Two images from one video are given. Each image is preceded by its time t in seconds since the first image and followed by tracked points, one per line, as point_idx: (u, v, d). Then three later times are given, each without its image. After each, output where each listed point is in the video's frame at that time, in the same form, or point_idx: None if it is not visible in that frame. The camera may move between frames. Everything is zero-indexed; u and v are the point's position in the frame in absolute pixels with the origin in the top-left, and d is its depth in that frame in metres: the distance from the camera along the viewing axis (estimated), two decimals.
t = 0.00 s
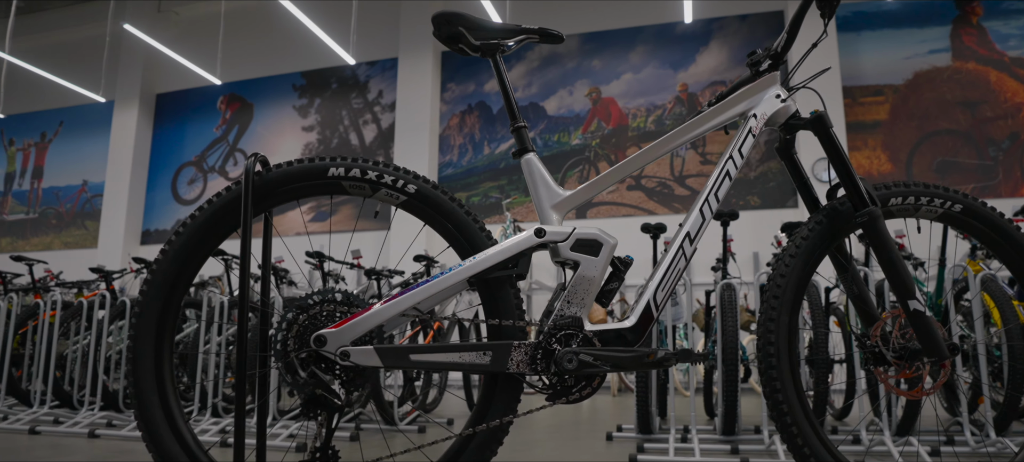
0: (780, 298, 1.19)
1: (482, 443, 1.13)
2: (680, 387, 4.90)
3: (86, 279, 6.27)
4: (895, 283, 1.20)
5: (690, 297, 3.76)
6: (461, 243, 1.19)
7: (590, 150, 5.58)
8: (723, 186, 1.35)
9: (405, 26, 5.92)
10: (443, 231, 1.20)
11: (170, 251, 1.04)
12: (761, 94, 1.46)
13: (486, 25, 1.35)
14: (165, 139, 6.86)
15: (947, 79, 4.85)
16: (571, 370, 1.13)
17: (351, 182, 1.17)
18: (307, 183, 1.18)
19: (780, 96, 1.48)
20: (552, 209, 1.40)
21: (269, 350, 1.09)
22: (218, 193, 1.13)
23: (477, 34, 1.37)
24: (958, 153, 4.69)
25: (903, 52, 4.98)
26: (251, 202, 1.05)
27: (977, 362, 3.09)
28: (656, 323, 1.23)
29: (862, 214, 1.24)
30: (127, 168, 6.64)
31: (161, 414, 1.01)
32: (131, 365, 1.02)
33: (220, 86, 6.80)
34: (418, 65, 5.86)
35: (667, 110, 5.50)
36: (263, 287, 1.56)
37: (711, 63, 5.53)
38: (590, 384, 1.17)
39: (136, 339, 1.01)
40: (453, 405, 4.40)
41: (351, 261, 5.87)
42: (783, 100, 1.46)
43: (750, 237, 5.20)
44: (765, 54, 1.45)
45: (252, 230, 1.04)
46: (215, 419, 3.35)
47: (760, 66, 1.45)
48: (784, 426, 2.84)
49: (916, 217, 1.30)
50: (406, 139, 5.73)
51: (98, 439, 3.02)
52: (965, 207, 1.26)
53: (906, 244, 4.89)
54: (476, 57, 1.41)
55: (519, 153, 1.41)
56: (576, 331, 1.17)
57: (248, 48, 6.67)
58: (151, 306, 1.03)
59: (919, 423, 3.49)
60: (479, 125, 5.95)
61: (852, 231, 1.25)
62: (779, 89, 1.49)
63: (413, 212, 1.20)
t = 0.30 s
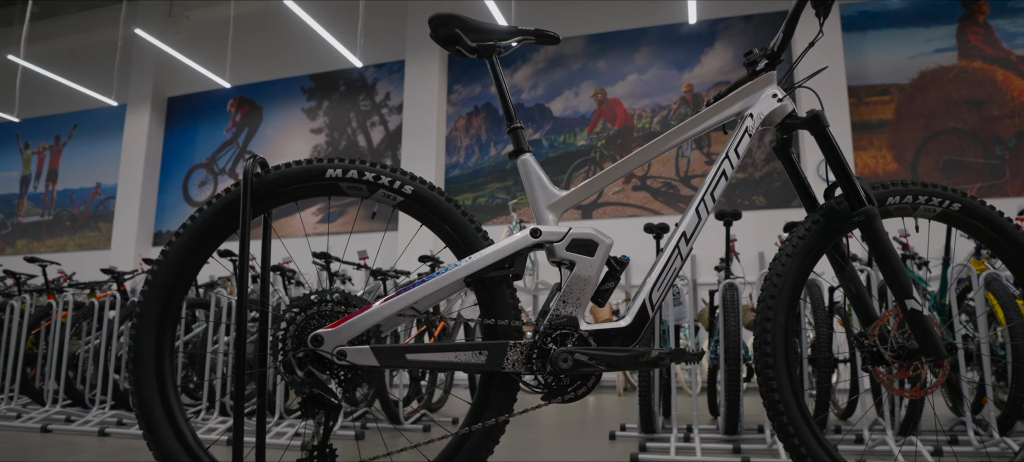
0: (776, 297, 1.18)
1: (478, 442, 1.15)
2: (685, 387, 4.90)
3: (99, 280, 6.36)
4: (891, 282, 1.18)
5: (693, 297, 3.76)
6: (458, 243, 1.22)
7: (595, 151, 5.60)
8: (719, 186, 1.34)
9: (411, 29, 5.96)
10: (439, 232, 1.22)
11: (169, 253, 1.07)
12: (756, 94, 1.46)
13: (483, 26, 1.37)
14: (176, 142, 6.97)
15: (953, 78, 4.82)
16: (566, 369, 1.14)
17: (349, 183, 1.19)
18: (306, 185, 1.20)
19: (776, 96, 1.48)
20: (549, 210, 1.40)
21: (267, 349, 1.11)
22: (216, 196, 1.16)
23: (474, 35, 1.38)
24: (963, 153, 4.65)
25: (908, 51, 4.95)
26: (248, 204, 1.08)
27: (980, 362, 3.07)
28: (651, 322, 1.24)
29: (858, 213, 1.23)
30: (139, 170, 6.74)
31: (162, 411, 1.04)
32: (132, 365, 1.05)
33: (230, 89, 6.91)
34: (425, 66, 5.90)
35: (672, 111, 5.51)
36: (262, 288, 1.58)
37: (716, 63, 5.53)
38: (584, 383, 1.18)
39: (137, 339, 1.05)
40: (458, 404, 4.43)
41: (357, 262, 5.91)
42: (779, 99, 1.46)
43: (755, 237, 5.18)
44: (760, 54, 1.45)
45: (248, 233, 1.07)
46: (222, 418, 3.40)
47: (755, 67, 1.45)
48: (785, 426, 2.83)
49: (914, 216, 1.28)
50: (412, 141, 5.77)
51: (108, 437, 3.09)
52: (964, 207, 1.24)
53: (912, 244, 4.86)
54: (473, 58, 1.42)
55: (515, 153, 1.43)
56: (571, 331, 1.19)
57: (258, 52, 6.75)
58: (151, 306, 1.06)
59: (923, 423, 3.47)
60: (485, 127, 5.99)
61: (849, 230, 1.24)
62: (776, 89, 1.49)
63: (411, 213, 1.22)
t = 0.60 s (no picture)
0: (773, 296, 1.18)
1: (476, 440, 1.14)
2: (691, 387, 4.89)
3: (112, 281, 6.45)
4: (890, 282, 1.16)
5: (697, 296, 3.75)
6: (453, 244, 1.21)
7: (601, 152, 5.63)
8: (714, 186, 1.30)
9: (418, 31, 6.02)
10: (436, 233, 1.22)
11: (170, 253, 1.08)
12: (754, 93, 1.43)
13: (480, 28, 1.37)
14: (187, 145, 7.07)
15: (958, 78, 4.79)
16: (562, 368, 1.13)
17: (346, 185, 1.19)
18: (303, 187, 1.20)
19: (773, 96, 1.44)
20: (545, 210, 1.36)
21: (265, 348, 1.11)
22: (216, 197, 1.16)
23: (471, 38, 1.37)
24: (970, 152, 4.63)
25: (913, 51, 4.93)
26: (248, 205, 1.08)
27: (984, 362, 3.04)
28: (647, 322, 1.22)
29: (856, 211, 1.22)
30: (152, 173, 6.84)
31: (163, 411, 1.05)
32: (133, 365, 1.05)
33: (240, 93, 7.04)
34: (432, 68, 5.93)
35: (678, 111, 5.50)
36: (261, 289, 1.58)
37: (722, 64, 5.53)
38: (581, 383, 1.17)
39: (139, 339, 1.05)
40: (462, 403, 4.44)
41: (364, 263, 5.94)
42: (776, 98, 1.43)
43: (759, 237, 5.16)
44: (757, 53, 1.43)
45: (247, 235, 1.07)
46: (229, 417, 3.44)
47: (753, 65, 1.43)
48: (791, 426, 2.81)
49: (913, 216, 1.27)
50: (420, 143, 5.78)
51: (119, 436, 3.13)
52: (963, 206, 1.22)
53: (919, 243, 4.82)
54: (470, 62, 1.42)
55: (511, 154, 1.39)
56: (567, 331, 1.17)
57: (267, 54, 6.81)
58: (152, 307, 1.06)
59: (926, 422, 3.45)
60: (492, 128, 6.02)
61: (847, 229, 1.23)
62: (773, 89, 1.46)
63: (408, 214, 1.22)
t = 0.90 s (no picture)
0: (770, 296, 1.15)
1: (472, 439, 1.12)
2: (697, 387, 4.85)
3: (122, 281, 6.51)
4: (887, 281, 1.13)
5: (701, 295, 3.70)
6: (450, 244, 1.19)
7: (607, 152, 5.64)
8: (712, 186, 1.26)
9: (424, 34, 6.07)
10: (432, 233, 1.20)
11: (172, 255, 1.09)
12: (749, 93, 1.38)
13: (476, 29, 1.33)
14: (199, 147, 7.17)
15: (965, 76, 4.74)
16: (557, 368, 1.11)
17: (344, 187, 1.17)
18: (301, 189, 1.19)
19: (769, 96, 1.39)
20: (540, 212, 1.33)
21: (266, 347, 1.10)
22: (217, 200, 1.16)
23: (468, 39, 1.34)
24: (977, 151, 4.58)
25: (919, 49, 4.86)
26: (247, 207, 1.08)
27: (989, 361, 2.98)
28: (643, 321, 1.20)
29: (852, 211, 1.18)
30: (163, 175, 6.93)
31: (164, 410, 1.05)
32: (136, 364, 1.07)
33: (250, 95, 7.10)
34: (439, 70, 5.99)
35: (683, 111, 5.50)
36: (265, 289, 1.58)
37: (727, 64, 5.52)
38: (576, 382, 1.14)
39: (142, 339, 1.07)
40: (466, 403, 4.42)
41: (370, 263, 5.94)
42: (773, 98, 1.38)
43: (762, 235, 5.15)
44: (753, 53, 1.39)
45: (245, 237, 1.07)
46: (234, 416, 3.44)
47: (748, 65, 1.39)
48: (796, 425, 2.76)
49: (910, 215, 1.23)
50: (427, 144, 5.90)
51: (128, 434, 3.14)
52: (961, 204, 1.18)
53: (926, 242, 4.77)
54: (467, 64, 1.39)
55: (507, 155, 1.36)
56: (562, 330, 1.15)
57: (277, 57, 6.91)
58: (153, 307, 1.07)
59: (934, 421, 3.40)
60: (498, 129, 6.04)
61: (843, 230, 1.19)
62: (770, 88, 1.40)
63: (405, 216, 1.19)
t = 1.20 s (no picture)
0: (766, 296, 1.11)
1: (468, 439, 1.09)
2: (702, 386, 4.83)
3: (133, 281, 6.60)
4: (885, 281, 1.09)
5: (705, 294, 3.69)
6: (446, 245, 1.16)
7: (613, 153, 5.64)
8: (707, 186, 1.24)
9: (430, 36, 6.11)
10: (429, 234, 1.18)
11: (174, 254, 1.06)
12: (746, 92, 1.36)
13: (473, 31, 1.33)
14: (209, 150, 7.25)
15: (972, 75, 4.69)
16: (551, 368, 1.08)
17: (343, 189, 1.16)
18: (300, 190, 1.16)
19: (766, 94, 1.37)
20: (537, 212, 1.31)
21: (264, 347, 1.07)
22: (219, 200, 1.14)
23: (465, 41, 1.34)
24: (984, 150, 4.54)
25: (926, 48, 4.83)
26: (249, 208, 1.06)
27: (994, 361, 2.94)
28: (639, 322, 1.17)
29: (849, 210, 1.14)
30: (174, 177, 7.01)
31: (165, 410, 1.03)
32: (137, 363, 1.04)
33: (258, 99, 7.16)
34: (446, 74, 6.08)
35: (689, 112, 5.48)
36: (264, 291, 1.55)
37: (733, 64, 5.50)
38: (572, 382, 1.12)
39: (144, 339, 1.03)
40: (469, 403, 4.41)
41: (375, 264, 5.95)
42: (769, 98, 1.36)
43: (765, 235, 5.15)
44: (750, 53, 1.37)
45: (248, 237, 1.05)
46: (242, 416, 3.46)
47: (745, 65, 1.37)
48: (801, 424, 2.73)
49: (907, 215, 1.19)
50: (434, 146, 5.95)
51: (137, 433, 3.18)
52: (960, 204, 1.13)
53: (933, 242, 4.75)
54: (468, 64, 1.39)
55: (503, 156, 1.35)
56: (557, 330, 1.12)
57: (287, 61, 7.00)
58: (155, 306, 1.04)
59: (938, 421, 3.37)
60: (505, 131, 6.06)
61: (839, 232, 1.15)
62: (766, 88, 1.39)
63: (403, 218, 1.16)
